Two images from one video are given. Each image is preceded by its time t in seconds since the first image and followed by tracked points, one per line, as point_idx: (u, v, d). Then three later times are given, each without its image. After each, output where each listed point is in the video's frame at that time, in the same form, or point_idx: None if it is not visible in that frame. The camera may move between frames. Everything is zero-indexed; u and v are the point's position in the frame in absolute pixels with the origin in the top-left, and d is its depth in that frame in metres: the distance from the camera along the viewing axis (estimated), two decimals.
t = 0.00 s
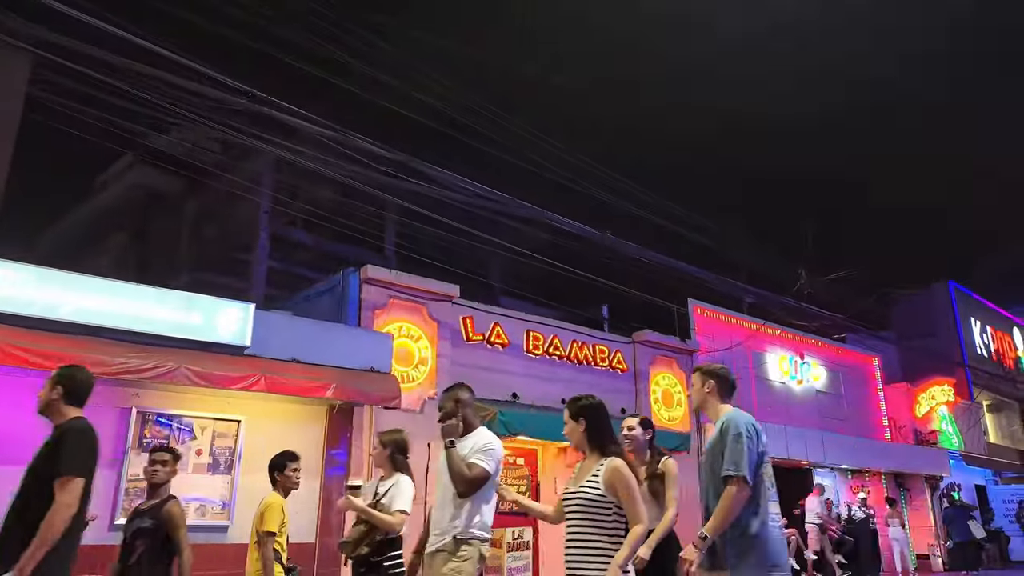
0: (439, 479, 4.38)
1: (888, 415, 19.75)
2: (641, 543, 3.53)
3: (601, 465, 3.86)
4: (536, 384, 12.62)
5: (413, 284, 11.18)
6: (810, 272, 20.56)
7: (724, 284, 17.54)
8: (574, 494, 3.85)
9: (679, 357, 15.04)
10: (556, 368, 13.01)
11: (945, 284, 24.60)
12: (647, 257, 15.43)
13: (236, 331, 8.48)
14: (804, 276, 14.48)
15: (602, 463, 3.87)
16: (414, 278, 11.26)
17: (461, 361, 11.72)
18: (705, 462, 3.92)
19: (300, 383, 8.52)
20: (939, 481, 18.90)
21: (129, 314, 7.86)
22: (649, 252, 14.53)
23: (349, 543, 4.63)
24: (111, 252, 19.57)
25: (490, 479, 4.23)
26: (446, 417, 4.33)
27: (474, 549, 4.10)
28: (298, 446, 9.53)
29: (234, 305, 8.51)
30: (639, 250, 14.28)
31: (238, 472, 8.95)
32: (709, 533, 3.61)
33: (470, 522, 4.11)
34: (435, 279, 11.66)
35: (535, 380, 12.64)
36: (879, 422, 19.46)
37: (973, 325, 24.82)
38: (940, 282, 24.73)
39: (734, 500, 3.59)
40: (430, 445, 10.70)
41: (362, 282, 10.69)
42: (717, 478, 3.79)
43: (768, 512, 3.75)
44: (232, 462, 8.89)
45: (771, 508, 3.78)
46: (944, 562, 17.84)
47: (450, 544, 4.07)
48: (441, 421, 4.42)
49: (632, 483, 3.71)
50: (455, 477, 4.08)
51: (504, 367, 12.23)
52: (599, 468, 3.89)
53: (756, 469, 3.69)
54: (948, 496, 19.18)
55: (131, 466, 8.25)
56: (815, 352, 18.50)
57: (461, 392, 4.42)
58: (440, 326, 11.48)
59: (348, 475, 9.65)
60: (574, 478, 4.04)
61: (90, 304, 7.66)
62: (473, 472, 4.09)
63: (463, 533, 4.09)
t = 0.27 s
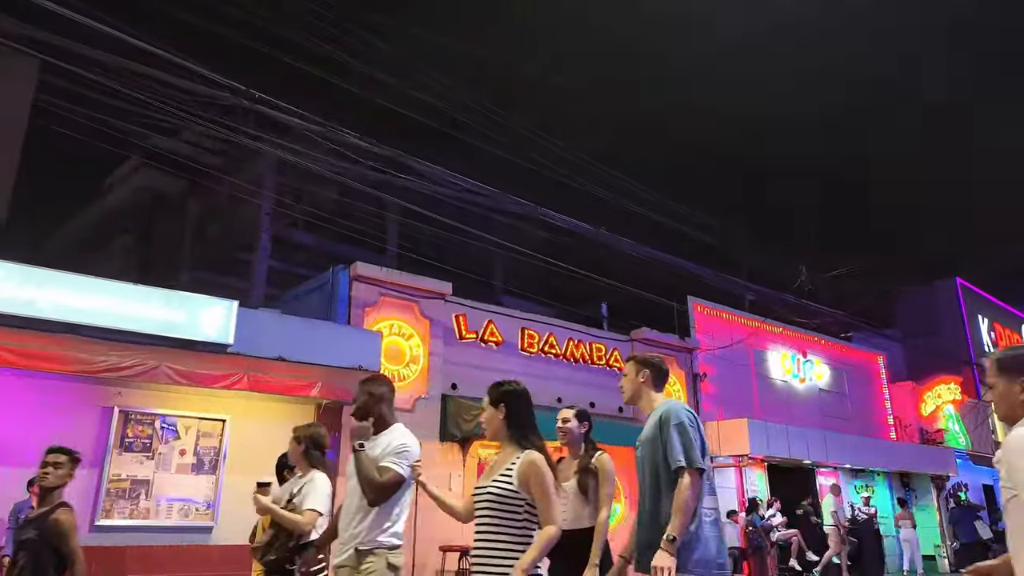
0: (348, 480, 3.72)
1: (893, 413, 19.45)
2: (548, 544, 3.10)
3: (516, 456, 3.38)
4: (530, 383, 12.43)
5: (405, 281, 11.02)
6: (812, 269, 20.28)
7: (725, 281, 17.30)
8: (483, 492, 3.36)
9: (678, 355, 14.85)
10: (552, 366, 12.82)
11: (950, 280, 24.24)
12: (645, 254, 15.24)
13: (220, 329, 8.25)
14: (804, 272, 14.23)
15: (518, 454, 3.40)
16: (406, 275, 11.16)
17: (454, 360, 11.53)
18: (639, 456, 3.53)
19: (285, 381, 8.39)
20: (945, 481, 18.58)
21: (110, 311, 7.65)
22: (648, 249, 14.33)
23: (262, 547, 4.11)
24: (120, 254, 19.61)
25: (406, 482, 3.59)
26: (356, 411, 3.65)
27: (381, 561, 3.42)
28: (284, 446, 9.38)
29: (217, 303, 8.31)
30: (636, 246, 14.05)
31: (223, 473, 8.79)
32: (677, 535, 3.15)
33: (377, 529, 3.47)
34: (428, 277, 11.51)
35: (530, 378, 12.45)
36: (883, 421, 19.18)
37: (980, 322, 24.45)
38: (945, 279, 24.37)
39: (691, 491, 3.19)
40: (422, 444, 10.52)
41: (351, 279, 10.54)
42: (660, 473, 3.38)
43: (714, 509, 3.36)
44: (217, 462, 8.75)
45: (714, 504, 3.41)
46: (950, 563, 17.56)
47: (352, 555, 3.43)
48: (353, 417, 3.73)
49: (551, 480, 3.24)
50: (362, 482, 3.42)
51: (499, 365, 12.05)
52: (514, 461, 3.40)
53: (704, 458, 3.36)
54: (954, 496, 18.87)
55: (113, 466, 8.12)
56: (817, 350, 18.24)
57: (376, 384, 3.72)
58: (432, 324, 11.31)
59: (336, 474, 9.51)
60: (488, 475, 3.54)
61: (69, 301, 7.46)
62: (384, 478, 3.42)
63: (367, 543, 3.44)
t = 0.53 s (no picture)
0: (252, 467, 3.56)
1: (892, 411, 19.22)
2: (437, 533, 2.61)
3: (424, 442, 2.92)
4: (521, 380, 12.23)
5: (391, 277, 10.80)
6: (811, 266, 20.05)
7: (721, 277, 17.11)
8: (385, 483, 2.88)
9: (672, 352, 14.70)
10: (543, 363, 12.63)
11: (951, 277, 24.00)
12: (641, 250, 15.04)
13: (196, 323, 8.10)
14: (800, 268, 14.04)
15: (427, 440, 2.93)
16: (394, 270, 10.95)
17: (442, 356, 11.32)
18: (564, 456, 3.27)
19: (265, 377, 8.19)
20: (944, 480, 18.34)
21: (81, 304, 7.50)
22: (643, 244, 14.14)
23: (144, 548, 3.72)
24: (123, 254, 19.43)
25: (297, 466, 3.38)
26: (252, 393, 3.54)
27: (280, 553, 3.27)
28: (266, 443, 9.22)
29: (194, 296, 8.14)
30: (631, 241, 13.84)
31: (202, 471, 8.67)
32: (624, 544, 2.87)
33: (266, 523, 3.27)
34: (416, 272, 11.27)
35: (521, 375, 12.25)
36: (882, 419, 18.97)
37: (981, 320, 24.20)
38: (946, 276, 24.13)
39: (622, 494, 2.96)
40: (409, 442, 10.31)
41: (336, 274, 10.37)
42: (586, 472, 3.15)
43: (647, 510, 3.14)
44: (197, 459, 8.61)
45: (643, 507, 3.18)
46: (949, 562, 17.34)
47: (245, 552, 3.26)
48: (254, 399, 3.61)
49: (457, 465, 2.79)
50: (244, 465, 3.27)
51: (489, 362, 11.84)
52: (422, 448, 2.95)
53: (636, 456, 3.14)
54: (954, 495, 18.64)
55: (88, 463, 7.95)
56: (815, 347, 18.05)
57: (274, 363, 3.58)
58: (420, 320, 11.08)
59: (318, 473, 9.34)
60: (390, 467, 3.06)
61: (38, 293, 7.32)
62: (268, 459, 3.25)
63: (259, 535, 3.26)
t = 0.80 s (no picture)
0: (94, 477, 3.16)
1: (883, 412, 19.05)
2: (272, 554, 2.39)
3: (278, 449, 2.66)
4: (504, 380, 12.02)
5: (370, 275, 10.58)
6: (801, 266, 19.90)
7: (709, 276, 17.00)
8: (228, 495, 2.58)
9: (659, 352, 14.51)
10: (528, 363, 12.44)
11: (943, 278, 23.89)
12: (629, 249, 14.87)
13: (163, 322, 7.93)
14: (787, 267, 13.91)
15: (280, 447, 2.67)
16: (373, 268, 10.74)
17: (424, 356, 11.04)
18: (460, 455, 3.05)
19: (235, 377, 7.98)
20: (935, 481, 18.18)
21: (42, 302, 7.29)
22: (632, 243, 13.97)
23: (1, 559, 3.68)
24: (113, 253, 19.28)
25: (135, 471, 2.96)
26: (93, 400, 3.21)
27: (129, 571, 2.88)
28: (239, 444, 8.94)
29: (160, 294, 7.99)
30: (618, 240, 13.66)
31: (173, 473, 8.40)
32: (484, 555, 2.66)
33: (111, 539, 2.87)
34: (395, 270, 11.01)
35: (505, 375, 12.06)
36: (873, 420, 18.80)
37: (973, 321, 24.09)
38: (938, 276, 24.01)
39: (499, 499, 2.73)
40: (388, 443, 10.02)
41: (313, 272, 10.16)
42: (473, 473, 2.93)
43: (538, 519, 2.89)
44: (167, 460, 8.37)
45: (537, 511, 2.94)
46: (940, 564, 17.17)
47: None
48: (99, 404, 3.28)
49: (308, 473, 2.57)
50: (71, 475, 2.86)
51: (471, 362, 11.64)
52: (275, 454, 2.68)
53: (528, 459, 2.90)
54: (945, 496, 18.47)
55: (53, 465, 7.75)
56: (804, 348, 17.94)
57: (118, 366, 3.28)
58: (400, 319, 10.83)
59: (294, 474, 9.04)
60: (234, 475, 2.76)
61: None
62: (97, 465, 2.84)
63: (102, 553, 2.86)
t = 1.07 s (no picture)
0: None
1: (868, 409, 18.93)
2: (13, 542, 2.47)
3: (28, 413, 2.71)
4: (481, 374, 11.78)
5: (342, 265, 10.27)
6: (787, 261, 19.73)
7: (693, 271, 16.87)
8: None
9: (640, 347, 14.42)
10: (506, 357, 12.21)
11: (929, 275, 23.80)
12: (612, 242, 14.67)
13: (120, 309, 7.67)
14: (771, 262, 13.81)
15: (32, 410, 2.72)
16: (345, 258, 10.42)
17: (397, 349, 10.79)
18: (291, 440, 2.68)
19: (192, 368, 7.71)
20: (920, 479, 18.07)
21: None
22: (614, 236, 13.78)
23: None
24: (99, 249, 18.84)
25: None
26: None
27: None
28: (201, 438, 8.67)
29: (116, 281, 7.72)
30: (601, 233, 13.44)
31: (131, 467, 8.12)
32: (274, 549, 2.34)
33: None
34: (369, 260, 10.73)
35: (482, 370, 11.82)
36: (858, 417, 18.67)
37: (958, 318, 24.06)
38: (925, 273, 23.91)
39: (311, 495, 2.39)
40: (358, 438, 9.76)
41: (282, 261, 9.86)
42: (294, 464, 2.57)
43: (362, 514, 2.56)
44: (126, 455, 8.08)
45: (371, 507, 2.61)
46: (922, 562, 17.03)
47: None
48: None
49: (67, 440, 2.66)
50: None
51: (447, 356, 11.39)
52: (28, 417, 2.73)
53: (357, 446, 2.55)
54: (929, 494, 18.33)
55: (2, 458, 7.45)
56: (788, 343, 17.87)
57: None
58: (373, 311, 10.53)
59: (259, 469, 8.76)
60: None
61: None
62: None
63: None
